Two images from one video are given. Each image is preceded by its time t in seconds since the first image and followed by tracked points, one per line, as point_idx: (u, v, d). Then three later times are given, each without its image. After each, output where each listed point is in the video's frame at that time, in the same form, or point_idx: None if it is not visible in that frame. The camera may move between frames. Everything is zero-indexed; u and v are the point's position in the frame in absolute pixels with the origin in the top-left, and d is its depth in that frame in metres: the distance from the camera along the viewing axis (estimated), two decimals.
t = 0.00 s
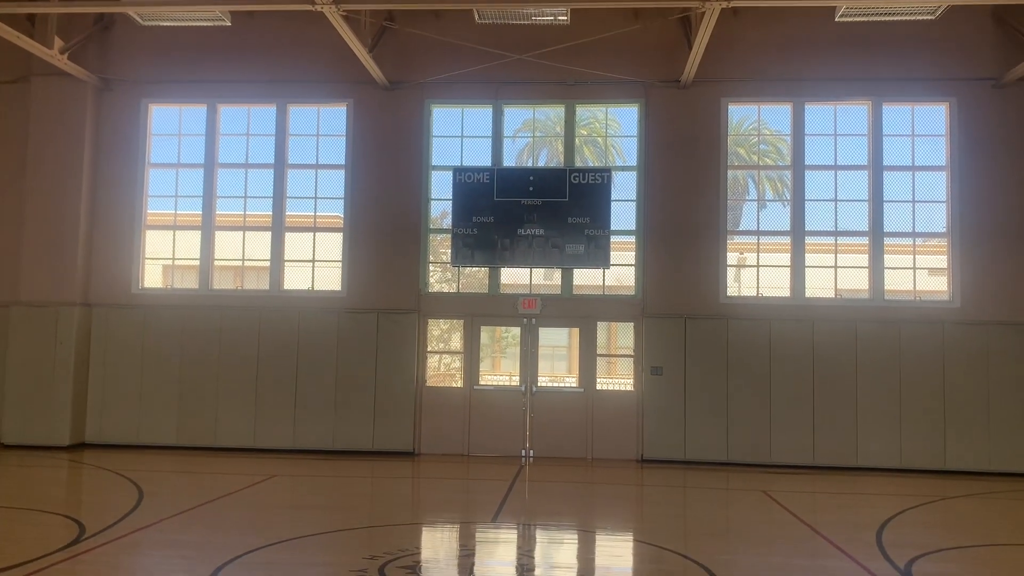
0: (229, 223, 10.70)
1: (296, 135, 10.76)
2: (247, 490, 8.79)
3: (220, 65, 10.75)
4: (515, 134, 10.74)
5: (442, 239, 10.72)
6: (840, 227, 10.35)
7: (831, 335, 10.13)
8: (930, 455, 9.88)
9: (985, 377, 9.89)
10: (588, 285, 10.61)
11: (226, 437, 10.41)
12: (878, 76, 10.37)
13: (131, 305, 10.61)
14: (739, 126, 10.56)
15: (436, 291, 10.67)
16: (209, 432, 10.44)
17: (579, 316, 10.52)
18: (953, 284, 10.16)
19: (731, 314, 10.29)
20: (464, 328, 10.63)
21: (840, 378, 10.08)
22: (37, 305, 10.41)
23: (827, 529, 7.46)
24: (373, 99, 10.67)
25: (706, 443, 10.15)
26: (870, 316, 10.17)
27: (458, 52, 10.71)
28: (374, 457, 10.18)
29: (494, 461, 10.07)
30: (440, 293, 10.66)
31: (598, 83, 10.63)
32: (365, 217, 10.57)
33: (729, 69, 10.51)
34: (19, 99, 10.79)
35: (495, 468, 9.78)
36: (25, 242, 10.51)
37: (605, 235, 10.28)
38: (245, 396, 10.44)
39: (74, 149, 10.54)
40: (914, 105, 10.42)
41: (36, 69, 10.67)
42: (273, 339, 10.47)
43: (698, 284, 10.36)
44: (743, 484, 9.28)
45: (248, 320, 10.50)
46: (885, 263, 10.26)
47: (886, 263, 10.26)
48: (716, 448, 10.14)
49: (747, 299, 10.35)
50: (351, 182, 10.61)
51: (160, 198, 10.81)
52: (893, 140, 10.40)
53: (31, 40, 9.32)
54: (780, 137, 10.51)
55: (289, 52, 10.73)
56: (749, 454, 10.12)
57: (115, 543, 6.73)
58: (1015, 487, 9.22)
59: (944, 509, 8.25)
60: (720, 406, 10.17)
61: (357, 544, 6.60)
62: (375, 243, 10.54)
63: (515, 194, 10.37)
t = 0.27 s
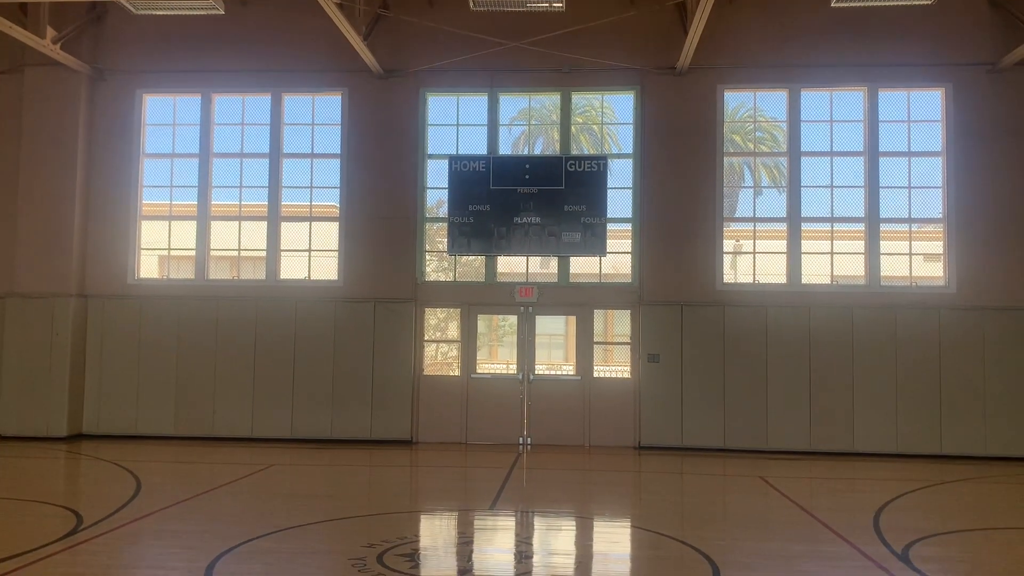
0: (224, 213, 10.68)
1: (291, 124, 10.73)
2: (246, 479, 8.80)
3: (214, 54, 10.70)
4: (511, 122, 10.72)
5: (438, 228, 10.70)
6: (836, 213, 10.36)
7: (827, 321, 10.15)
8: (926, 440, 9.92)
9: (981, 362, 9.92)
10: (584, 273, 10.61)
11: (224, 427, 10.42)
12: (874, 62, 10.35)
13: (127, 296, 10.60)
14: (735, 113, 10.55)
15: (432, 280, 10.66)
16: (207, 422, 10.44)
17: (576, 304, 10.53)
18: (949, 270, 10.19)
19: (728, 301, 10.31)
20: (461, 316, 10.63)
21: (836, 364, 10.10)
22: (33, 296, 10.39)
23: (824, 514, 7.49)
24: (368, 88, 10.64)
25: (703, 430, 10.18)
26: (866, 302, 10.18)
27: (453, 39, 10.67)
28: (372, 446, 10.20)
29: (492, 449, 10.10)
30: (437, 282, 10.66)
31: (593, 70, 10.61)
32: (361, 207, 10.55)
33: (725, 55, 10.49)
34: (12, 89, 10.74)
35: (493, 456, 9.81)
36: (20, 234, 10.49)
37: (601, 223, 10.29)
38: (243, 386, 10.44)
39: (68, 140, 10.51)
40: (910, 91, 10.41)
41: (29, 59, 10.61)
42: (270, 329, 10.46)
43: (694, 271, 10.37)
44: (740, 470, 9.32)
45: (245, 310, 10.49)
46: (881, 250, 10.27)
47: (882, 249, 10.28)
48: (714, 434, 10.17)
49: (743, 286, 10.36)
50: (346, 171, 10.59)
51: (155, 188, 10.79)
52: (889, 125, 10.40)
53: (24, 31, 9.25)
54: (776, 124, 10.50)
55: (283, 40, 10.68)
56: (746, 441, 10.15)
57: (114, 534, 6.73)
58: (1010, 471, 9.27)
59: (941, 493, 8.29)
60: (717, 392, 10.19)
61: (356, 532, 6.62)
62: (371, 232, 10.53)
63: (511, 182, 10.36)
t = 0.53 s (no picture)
0: (218, 207, 10.62)
1: (284, 117, 10.66)
2: (242, 474, 8.76)
3: (206, 47, 10.63)
4: (506, 113, 10.67)
5: (434, 221, 10.65)
6: (833, 203, 10.32)
7: (824, 312, 10.12)
8: (924, 430, 9.90)
9: (979, 351, 9.90)
10: (580, 266, 10.57)
11: (220, 421, 10.39)
12: (870, 50, 10.30)
13: (121, 290, 10.54)
14: (731, 103, 10.50)
15: (428, 274, 10.62)
16: (203, 418, 10.40)
17: (572, 296, 10.49)
18: (946, 259, 10.16)
19: (725, 292, 10.27)
20: (458, 309, 10.58)
21: (834, 355, 10.07)
22: (27, 292, 10.33)
23: (823, 505, 7.47)
24: (362, 80, 10.58)
25: (701, 421, 10.16)
26: (863, 292, 10.16)
27: (447, 30, 10.60)
28: (368, 440, 10.17)
29: (489, 442, 10.08)
30: (434, 275, 10.61)
31: (588, 60, 10.55)
32: (355, 200, 10.50)
33: (720, 44, 10.43)
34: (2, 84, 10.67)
35: (490, 449, 9.78)
36: (13, 229, 10.43)
37: (598, 214, 10.15)
38: (238, 381, 10.40)
39: (60, 135, 10.45)
40: (907, 79, 10.36)
41: (20, 53, 10.53)
42: (266, 323, 10.42)
43: (691, 262, 10.33)
44: (737, 461, 9.30)
45: (239, 305, 10.44)
46: (878, 239, 10.23)
47: (880, 238, 10.24)
48: (711, 425, 10.15)
49: (740, 277, 10.32)
50: (341, 164, 10.53)
51: (148, 183, 10.72)
52: (886, 114, 10.35)
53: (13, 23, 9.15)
54: (771, 114, 10.44)
55: (276, 32, 10.61)
56: (743, 432, 10.14)
57: (109, 530, 6.68)
58: (1008, 460, 9.26)
59: (939, 483, 8.27)
60: (715, 384, 10.17)
61: (352, 527, 6.58)
62: (366, 225, 10.48)
63: (507, 173, 10.28)
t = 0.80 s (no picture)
0: (215, 207, 10.59)
1: (281, 116, 10.64)
2: (239, 476, 8.73)
3: (202, 47, 10.59)
4: (504, 112, 10.64)
5: (432, 220, 10.62)
6: (831, 202, 10.30)
7: (823, 311, 10.10)
8: (923, 429, 9.88)
9: (978, 350, 9.89)
10: (579, 265, 10.53)
11: (218, 422, 10.36)
12: (868, 48, 10.28)
13: (118, 291, 10.51)
14: (729, 102, 10.49)
15: (426, 274, 10.58)
16: (200, 419, 10.37)
17: (570, 295, 10.47)
18: (945, 258, 10.15)
19: (723, 291, 10.25)
20: (456, 309, 10.56)
21: (833, 353, 10.06)
22: (23, 294, 10.29)
23: (822, 505, 7.45)
24: (359, 79, 10.55)
25: (700, 420, 10.14)
26: (862, 290, 10.14)
27: (445, 29, 10.58)
28: (366, 440, 10.14)
29: (488, 442, 10.05)
30: (432, 276, 10.58)
31: (586, 60, 10.52)
32: (353, 200, 10.47)
33: (718, 43, 10.41)
34: None
35: (488, 449, 9.75)
36: (9, 230, 10.39)
37: (595, 213, 10.21)
38: (236, 382, 10.37)
39: (56, 135, 10.42)
40: (905, 78, 10.35)
41: (15, 53, 10.49)
42: (264, 324, 10.39)
43: (689, 261, 10.31)
44: (737, 461, 9.28)
45: (237, 305, 10.41)
46: (877, 238, 10.22)
47: (878, 237, 10.22)
48: (710, 425, 10.13)
49: (739, 276, 10.31)
50: (338, 164, 10.50)
51: (145, 183, 10.69)
52: (884, 113, 10.33)
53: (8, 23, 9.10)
54: (769, 113, 10.42)
55: (273, 32, 10.57)
56: (742, 431, 10.12)
57: (106, 533, 6.64)
58: (1007, 459, 9.24)
59: (939, 482, 8.26)
60: (714, 383, 10.14)
61: (350, 529, 6.56)
62: (364, 225, 10.45)
63: (505, 173, 10.29)
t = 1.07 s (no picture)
0: (214, 211, 10.56)
1: (280, 120, 10.61)
2: (237, 482, 8.68)
3: (200, 51, 10.57)
4: (503, 116, 10.61)
5: (431, 225, 10.59)
6: (831, 206, 10.28)
7: (823, 316, 10.06)
8: (924, 434, 9.84)
9: (979, 355, 9.84)
10: (579, 270, 10.49)
11: (216, 427, 10.32)
12: (868, 53, 10.27)
13: (116, 296, 10.48)
14: (728, 106, 10.47)
15: (425, 278, 10.54)
16: (198, 424, 10.33)
17: (570, 300, 10.43)
18: (946, 262, 10.11)
19: (723, 296, 10.22)
20: (455, 313, 10.52)
21: (833, 358, 10.02)
22: (21, 298, 10.26)
23: (823, 511, 7.40)
24: (359, 83, 10.53)
25: (700, 426, 10.09)
26: (863, 295, 10.10)
27: (444, 34, 10.56)
28: (365, 446, 10.09)
29: (487, 447, 10.00)
30: (431, 280, 10.54)
31: (585, 64, 10.51)
32: (352, 204, 10.44)
33: (718, 48, 10.39)
34: None
35: (487, 455, 9.70)
36: (7, 234, 10.37)
37: (595, 218, 10.18)
38: (234, 386, 10.33)
39: (55, 139, 10.40)
40: (905, 82, 10.33)
41: (14, 57, 10.48)
42: (262, 328, 10.35)
43: (689, 266, 10.28)
44: (737, 467, 9.23)
45: (235, 310, 10.38)
46: (877, 242, 10.18)
47: (879, 242, 10.19)
48: (710, 430, 10.08)
49: (739, 281, 10.27)
50: (337, 168, 10.47)
51: (143, 187, 10.66)
52: (885, 117, 10.31)
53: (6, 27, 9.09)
54: (769, 118, 10.40)
55: (272, 36, 10.55)
56: (742, 436, 10.07)
57: (102, 540, 6.58)
58: (1009, 465, 9.19)
59: (940, 489, 8.21)
60: (714, 388, 10.10)
61: (347, 537, 6.50)
62: (363, 229, 10.41)
63: (504, 177, 10.25)
